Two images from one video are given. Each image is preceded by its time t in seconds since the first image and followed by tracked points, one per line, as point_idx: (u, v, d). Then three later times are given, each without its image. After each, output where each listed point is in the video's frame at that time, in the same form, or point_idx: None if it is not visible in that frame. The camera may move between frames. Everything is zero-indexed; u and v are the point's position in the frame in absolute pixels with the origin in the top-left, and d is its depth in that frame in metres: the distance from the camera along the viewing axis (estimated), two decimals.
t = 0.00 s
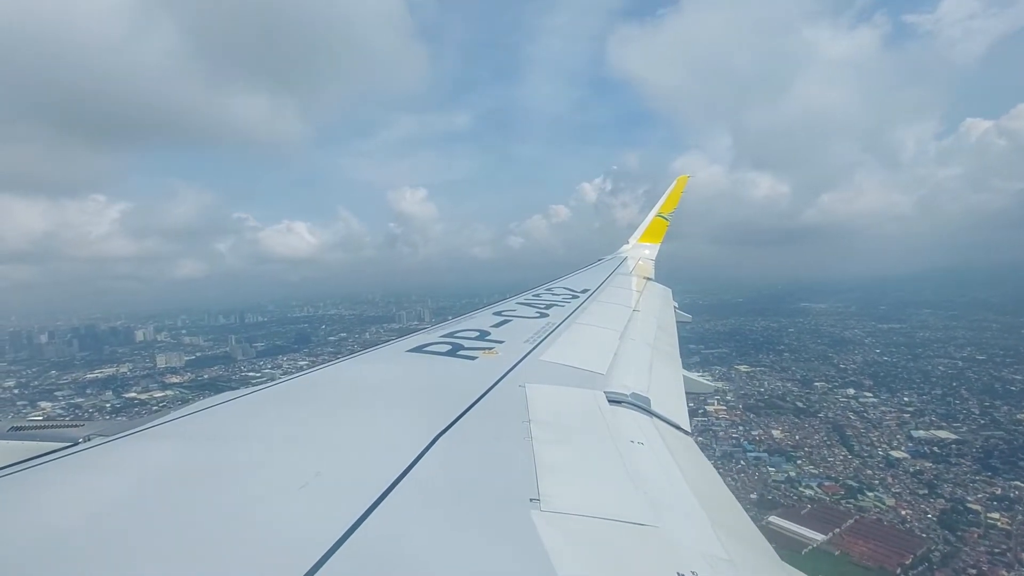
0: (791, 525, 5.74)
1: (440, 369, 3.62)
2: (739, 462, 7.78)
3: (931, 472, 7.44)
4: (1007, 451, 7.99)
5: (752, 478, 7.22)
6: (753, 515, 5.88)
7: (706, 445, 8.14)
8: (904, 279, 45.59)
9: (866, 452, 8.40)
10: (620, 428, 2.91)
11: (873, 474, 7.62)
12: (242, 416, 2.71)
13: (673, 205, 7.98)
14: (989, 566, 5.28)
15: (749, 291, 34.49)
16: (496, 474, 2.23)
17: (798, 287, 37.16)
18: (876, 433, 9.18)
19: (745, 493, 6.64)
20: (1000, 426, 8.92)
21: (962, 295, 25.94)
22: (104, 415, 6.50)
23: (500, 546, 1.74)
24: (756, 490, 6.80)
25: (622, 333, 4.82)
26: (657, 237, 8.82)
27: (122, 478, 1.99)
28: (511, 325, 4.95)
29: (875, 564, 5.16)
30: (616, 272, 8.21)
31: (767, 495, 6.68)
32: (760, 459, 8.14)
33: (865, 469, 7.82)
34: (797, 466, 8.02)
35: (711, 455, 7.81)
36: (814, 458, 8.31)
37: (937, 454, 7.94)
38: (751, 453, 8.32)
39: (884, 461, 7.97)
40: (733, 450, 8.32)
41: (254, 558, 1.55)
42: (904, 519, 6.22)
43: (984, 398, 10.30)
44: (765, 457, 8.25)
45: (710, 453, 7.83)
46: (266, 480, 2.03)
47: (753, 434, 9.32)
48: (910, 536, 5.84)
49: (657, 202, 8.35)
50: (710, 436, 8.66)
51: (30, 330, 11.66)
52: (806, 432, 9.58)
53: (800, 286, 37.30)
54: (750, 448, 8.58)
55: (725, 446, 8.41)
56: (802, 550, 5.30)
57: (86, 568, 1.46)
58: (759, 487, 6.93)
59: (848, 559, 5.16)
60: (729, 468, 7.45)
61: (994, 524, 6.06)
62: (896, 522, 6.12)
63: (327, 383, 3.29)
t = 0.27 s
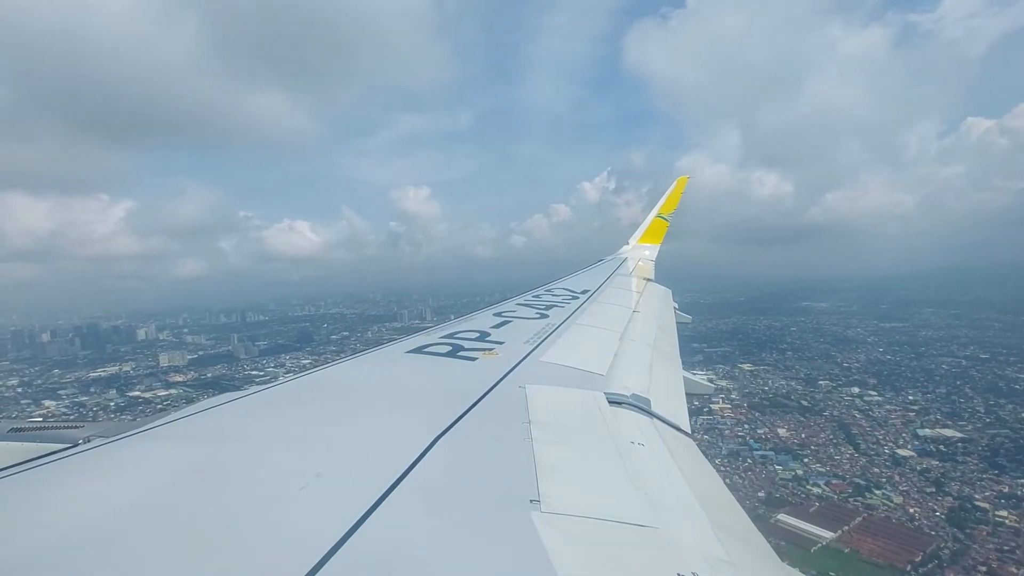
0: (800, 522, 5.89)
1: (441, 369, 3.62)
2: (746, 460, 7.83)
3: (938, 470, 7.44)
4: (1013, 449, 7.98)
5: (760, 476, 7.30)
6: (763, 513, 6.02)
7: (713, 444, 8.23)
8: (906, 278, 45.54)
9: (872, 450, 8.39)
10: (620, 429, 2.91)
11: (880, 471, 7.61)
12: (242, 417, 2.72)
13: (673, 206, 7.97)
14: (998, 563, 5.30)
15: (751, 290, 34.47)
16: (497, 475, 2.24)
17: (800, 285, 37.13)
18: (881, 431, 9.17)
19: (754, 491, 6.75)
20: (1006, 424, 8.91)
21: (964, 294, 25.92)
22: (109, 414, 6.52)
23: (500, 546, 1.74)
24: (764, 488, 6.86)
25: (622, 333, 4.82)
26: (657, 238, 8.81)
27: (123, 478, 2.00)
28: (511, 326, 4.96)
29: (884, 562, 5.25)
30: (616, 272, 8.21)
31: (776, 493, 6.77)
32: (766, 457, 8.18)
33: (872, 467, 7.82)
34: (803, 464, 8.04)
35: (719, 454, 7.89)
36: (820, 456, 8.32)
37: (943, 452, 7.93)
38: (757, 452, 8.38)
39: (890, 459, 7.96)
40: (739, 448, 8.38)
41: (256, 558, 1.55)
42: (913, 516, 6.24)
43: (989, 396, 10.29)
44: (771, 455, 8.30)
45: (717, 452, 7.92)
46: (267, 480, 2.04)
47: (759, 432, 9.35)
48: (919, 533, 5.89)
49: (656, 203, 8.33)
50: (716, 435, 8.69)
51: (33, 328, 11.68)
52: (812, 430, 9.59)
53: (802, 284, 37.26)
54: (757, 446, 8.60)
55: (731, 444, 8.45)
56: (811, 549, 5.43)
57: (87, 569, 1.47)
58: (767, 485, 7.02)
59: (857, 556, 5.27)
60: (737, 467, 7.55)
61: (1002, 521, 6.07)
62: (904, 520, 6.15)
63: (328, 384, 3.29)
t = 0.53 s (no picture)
0: (809, 521, 5.98)
1: (441, 370, 3.63)
2: (753, 459, 7.90)
3: (944, 468, 7.43)
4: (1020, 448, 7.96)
5: (767, 475, 7.36)
6: (770, 512, 6.12)
7: (719, 444, 8.30)
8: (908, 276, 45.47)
9: (879, 448, 8.37)
10: (620, 430, 2.91)
11: (887, 469, 7.60)
12: (242, 417, 2.72)
13: (672, 207, 7.96)
14: (1007, 561, 5.31)
15: (752, 288, 34.44)
16: (497, 475, 2.24)
17: (802, 284, 37.10)
18: (887, 429, 9.16)
19: (761, 490, 6.83)
20: (1011, 422, 8.90)
21: (966, 293, 25.90)
22: (114, 412, 6.53)
23: (500, 547, 1.75)
24: (771, 487, 6.92)
25: (622, 334, 4.82)
26: (657, 239, 8.80)
27: (123, 480, 2.00)
28: (511, 327, 4.96)
29: (894, 559, 5.30)
30: (615, 273, 8.21)
31: (784, 491, 6.84)
32: (773, 456, 8.22)
33: (879, 465, 7.80)
34: (810, 462, 8.06)
35: (726, 454, 7.96)
36: (827, 454, 8.33)
37: (949, 451, 7.92)
38: (764, 450, 8.43)
39: (897, 457, 7.95)
40: (745, 447, 8.45)
41: (258, 558, 1.56)
42: (921, 514, 6.26)
43: (993, 395, 10.28)
44: (778, 453, 8.34)
45: (724, 452, 7.99)
46: (267, 481, 2.04)
47: (765, 431, 9.38)
48: (927, 531, 5.91)
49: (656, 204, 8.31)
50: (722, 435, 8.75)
51: (35, 326, 11.70)
52: (818, 428, 9.60)
53: (804, 283, 37.23)
54: (763, 445, 8.64)
55: (737, 443, 8.51)
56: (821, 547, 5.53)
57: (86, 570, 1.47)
58: (774, 483, 7.09)
59: (866, 554, 5.36)
60: (744, 466, 7.62)
61: (1010, 518, 6.05)
62: (912, 517, 6.17)
63: (328, 384, 3.30)
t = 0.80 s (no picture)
0: (818, 518, 6.04)
1: (440, 370, 3.62)
2: (760, 458, 7.97)
3: (951, 467, 7.43)
4: None
5: (774, 473, 7.41)
6: (778, 510, 6.21)
7: (725, 443, 8.35)
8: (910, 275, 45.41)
9: (885, 446, 8.37)
10: (620, 430, 2.91)
11: (894, 468, 7.60)
12: (241, 418, 2.72)
13: (672, 206, 7.95)
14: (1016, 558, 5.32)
15: (754, 288, 34.43)
16: (497, 475, 2.24)
17: (803, 284, 37.08)
18: (892, 428, 9.16)
19: (769, 488, 6.88)
20: (1017, 421, 8.89)
21: (968, 292, 25.85)
22: (118, 411, 6.55)
23: (500, 547, 1.75)
24: (779, 485, 6.97)
25: (621, 334, 4.82)
26: (656, 238, 8.80)
27: (124, 480, 2.00)
28: (511, 327, 4.95)
29: (903, 557, 5.34)
30: (615, 273, 8.21)
31: (791, 489, 6.88)
32: (780, 454, 8.27)
33: (885, 463, 7.80)
34: (817, 460, 8.08)
35: (733, 453, 8.02)
36: (833, 453, 8.33)
37: (956, 449, 7.91)
38: (770, 448, 8.47)
39: (903, 455, 7.95)
40: (752, 446, 8.49)
41: (259, 558, 1.56)
42: (929, 512, 6.27)
43: (998, 394, 10.27)
44: (784, 452, 8.37)
45: (730, 451, 8.05)
46: (267, 481, 2.04)
47: (771, 429, 9.39)
48: (936, 529, 5.93)
49: (656, 204, 8.31)
50: (727, 434, 8.82)
51: (37, 325, 11.72)
52: (823, 427, 9.60)
53: (805, 283, 37.22)
54: (770, 444, 8.69)
55: (744, 442, 8.61)
56: (829, 545, 5.60)
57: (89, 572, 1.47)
58: (781, 481, 7.14)
59: (875, 552, 5.41)
60: (752, 465, 7.66)
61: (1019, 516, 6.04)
62: (921, 515, 6.19)
63: (328, 384, 3.30)
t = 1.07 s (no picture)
0: (828, 516, 6.08)
1: (440, 370, 3.62)
2: (767, 456, 8.02)
3: (959, 465, 7.41)
4: None
5: (782, 471, 7.44)
6: (788, 507, 6.26)
7: (732, 441, 8.38)
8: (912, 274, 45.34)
9: (892, 444, 8.35)
10: (620, 429, 2.91)
11: (901, 466, 7.58)
12: (242, 417, 2.73)
13: (672, 206, 7.94)
14: None
15: (755, 287, 34.39)
16: (497, 475, 2.24)
17: (806, 283, 37.03)
18: (899, 426, 9.14)
19: (778, 486, 6.91)
20: None
21: (970, 291, 25.81)
22: (124, 408, 6.56)
23: (500, 546, 1.75)
24: (787, 483, 7.00)
25: (621, 334, 4.82)
26: (656, 238, 8.79)
27: (126, 480, 2.01)
28: (511, 326, 4.95)
29: (914, 554, 5.34)
30: (614, 273, 8.20)
31: (800, 488, 6.91)
32: (787, 452, 8.29)
33: (893, 461, 7.78)
34: (825, 458, 8.08)
35: (741, 452, 8.05)
36: (841, 451, 8.32)
37: (964, 448, 7.90)
38: (777, 447, 8.49)
39: (911, 454, 7.93)
40: (759, 444, 8.52)
41: (259, 558, 1.56)
42: (939, 510, 6.26)
43: (1004, 393, 10.24)
44: (792, 450, 8.39)
45: (738, 449, 8.09)
46: (267, 481, 2.05)
47: (777, 427, 9.40)
48: (946, 526, 5.92)
49: (656, 204, 8.30)
50: (734, 432, 8.87)
51: (40, 323, 11.75)
52: (830, 425, 9.59)
53: (807, 282, 37.17)
54: (777, 442, 8.71)
55: (751, 440, 8.66)
56: (840, 543, 5.64)
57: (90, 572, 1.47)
58: (790, 480, 7.17)
59: (886, 550, 5.43)
60: (760, 464, 7.70)
61: None
62: (931, 513, 6.18)
63: (328, 384, 3.30)
